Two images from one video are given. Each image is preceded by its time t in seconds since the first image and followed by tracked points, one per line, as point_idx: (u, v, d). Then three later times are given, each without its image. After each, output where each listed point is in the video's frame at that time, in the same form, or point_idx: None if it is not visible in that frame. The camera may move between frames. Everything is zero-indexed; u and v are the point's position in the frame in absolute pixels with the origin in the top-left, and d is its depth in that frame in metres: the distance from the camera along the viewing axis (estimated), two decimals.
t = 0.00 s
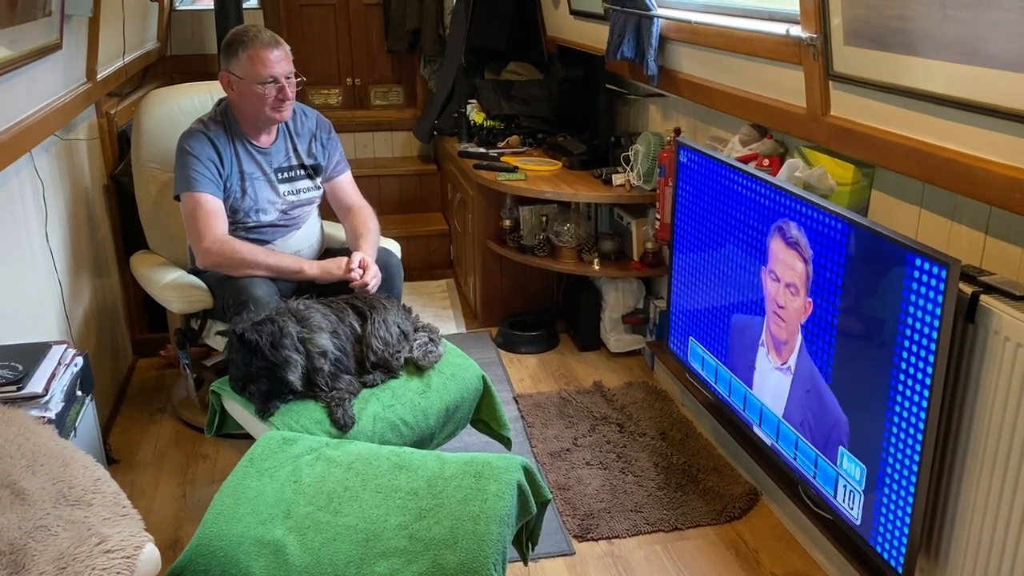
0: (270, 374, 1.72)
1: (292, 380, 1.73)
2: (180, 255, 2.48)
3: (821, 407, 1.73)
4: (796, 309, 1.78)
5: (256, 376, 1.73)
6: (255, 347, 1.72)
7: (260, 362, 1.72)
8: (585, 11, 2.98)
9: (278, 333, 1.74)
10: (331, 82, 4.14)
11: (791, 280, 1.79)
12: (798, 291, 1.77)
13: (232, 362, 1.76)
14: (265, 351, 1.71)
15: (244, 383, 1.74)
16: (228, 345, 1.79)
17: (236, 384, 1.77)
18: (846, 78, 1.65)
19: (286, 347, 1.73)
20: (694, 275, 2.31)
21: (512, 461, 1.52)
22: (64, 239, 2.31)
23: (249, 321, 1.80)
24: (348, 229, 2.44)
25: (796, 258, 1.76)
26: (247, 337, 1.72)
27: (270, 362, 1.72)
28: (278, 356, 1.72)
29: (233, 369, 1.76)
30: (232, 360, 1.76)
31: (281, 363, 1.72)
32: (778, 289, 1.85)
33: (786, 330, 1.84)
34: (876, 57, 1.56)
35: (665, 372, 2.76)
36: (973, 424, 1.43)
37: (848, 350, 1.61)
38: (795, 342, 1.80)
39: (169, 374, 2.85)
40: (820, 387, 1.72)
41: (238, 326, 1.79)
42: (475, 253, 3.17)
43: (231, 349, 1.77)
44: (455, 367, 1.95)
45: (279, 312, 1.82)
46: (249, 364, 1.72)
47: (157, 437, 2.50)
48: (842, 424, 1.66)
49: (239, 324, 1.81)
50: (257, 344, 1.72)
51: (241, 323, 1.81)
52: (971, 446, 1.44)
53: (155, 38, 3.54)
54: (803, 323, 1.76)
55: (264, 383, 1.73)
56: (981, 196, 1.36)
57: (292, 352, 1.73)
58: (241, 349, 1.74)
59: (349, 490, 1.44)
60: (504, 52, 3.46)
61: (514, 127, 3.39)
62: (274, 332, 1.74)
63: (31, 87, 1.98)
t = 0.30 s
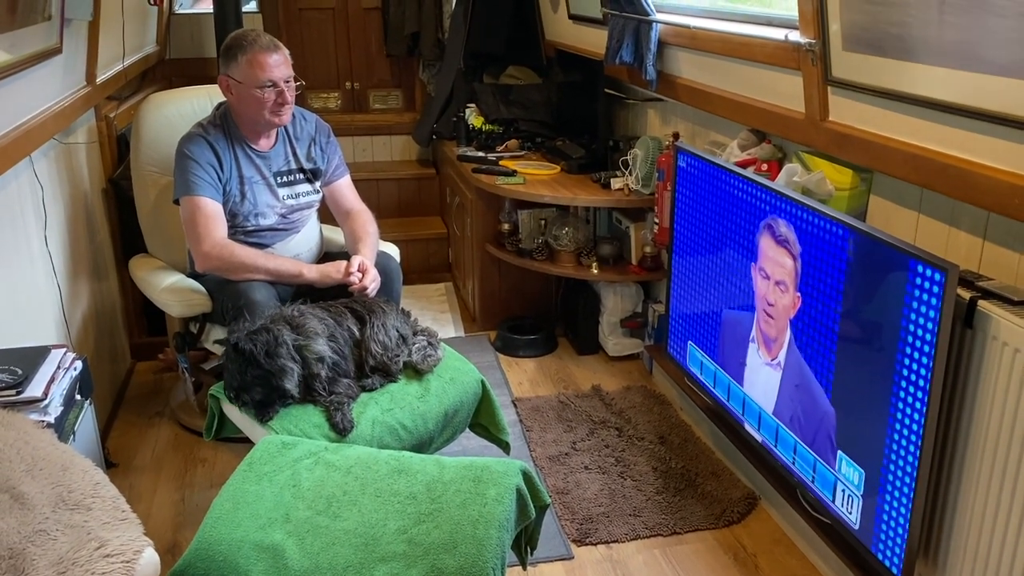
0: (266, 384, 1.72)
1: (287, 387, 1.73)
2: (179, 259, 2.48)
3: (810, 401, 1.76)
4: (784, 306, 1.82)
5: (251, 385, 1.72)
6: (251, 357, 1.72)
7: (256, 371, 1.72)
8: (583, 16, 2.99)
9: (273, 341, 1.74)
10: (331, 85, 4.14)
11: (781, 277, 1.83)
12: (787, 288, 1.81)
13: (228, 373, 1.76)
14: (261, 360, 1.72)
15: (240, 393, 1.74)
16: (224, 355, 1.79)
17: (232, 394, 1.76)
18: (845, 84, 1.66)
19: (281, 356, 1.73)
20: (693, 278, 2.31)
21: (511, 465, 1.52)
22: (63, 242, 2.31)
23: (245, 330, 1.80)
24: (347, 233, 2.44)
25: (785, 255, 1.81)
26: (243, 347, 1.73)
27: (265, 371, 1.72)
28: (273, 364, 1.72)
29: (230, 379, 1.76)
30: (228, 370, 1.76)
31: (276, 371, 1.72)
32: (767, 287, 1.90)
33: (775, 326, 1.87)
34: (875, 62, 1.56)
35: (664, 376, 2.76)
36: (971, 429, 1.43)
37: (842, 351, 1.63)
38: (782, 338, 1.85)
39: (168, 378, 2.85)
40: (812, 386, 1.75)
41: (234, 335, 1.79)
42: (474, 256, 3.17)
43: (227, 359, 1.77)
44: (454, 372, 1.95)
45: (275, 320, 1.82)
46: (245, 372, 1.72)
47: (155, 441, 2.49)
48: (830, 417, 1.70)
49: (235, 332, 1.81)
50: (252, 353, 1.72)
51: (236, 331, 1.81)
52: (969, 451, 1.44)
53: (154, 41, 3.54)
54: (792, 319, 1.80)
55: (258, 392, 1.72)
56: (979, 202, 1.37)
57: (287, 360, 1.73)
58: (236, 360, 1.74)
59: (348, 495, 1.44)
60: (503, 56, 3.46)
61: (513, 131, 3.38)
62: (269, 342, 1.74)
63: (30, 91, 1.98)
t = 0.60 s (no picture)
0: (266, 383, 1.72)
1: (285, 390, 1.72)
2: (178, 262, 2.48)
3: (805, 397, 1.78)
4: (779, 303, 1.85)
5: (250, 387, 1.72)
6: (249, 359, 1.72)
7: (254, 373, 1.72)
8: (582, 19, 2.99)
9: (269, 343, 1.74)
10: (330, 89, 4.14)
11: (774, 275, 1.86)
12: (781, 285, 1.83)
13: (227, 375, 1.76)
14: (258, 362, 1.71)
15: (240, 395, 1.74)
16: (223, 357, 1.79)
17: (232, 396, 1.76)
18: (844, 88, 1.66)
19: (278, 357, 1.72)
20: (692, 282, 2.31)
21: (511, 468, 1.52)
22: (62, 246, 2.31)
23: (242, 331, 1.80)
24: (346, 236, 2.44)
25: (778, 253, 1.83)
26: (241, 349, 1.73)
27: (262, 373, 1.71)
28: (270, 366, 1.71)
29: (229, 381, 1.76)
30: (227, 373, 1.77)
31: (274, 373, 1.71)
32: (761, 286, 1.92)
33: (769, 324, 1.90)
34: (874, 66, 1.57)
35: (663, 380, 2.77)
36: (970, 432, 1.44)
37: (839, 352, 1.63)
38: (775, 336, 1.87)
39: (167, 381, 2.85)
40: (808, 386, 1.76)
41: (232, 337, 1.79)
42: (473, 259, 3.18)
43: (226, 361, 1.77)
44: (454, 375, 1.95)
45: (272, 322, 1.81)
46: (243, 375, 1.72)
47: (154, 444, 2.49)
48: (824, 411, 1.71)
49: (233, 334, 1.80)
50: (249, 356, 1.72)
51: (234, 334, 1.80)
52: (968, 455, 1.45)
53: (153, 44, 3.54)
54: (785, 316, 1.83)
55: (257, 395, 1.72)
56: (978, 206, 1.37)
57: (285, 360, 1.73)
58: (235, 362, 1.74)
59: (348, 498, 1.44)
60: (502, 59, 3.47)
61: (511, 135, 3.38)
62: (266, 343, 1.74)
63: (30, 94, 1.98)
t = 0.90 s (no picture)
0: (259, 391, 1.70)
1: (282, 395, 1.72)
2: (176, 265, 2.48)
3: (799, 396, 1.79)
4: (772, 303, 1.87)
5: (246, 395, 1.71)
6: (244, 367, 1.71)
7: (250, 380, 1.71)
8: (580, 22, 3.00)
9: (265, 349, 1.73)
10: (328, 91, 4.15)
11: (768, 275, 1.87)
12: (774, 285, 1.85)
13: (222, 384, 1.75)
14: (254, 369, 1.70)
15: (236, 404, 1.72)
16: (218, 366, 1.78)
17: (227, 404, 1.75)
18: (841, 91, 1.66)
19: (274, 364, 1.72)
20: (690, 284, 2.31)
21: (509, 471, 1.52)
22: (60, 248, 2.31)
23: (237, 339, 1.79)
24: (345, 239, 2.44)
25: (772, 254, 1.85)
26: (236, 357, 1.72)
27: (258, 379, 1.70)
28: (266, 373, 1.71)
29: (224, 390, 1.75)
30: (222, 382, 1.75)
31: (269, 379, 1.71)
32: (754, 286, 1.94)
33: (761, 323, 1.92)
34: (871, 69, 1.57)
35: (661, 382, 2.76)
36: (968, 434, 1.44)
37: (835, 354, 1.64)
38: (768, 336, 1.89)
39: (165, 384, 2.85)
40: (802, 386, 1.77)
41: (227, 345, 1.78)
42: (471, 262, 3.18)
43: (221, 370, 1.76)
44: (452, 378, 1.95)
45: (268, 328, 1.81)
46: (239, 382, 1.71)
47: (152, 447, 2.49)
48: (817, 410, 1.73)
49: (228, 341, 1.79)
50: (245, 363, 1.71)
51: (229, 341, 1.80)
52: (966, 457, 1.45)
53: (152, 47, 3.54)
54: (778, 316, 1.84)
55: (253, 401, 1.71)
56: (975, 208, 1.37)
57: (281, 367, 1.72)
58: (230, 371, 1.73)
59: (345, 501, 1.44)
60: (501, 62, 3.47)
61: (510, 137, 3.42)
62: (261, 351, 1.73)
63: (28, 97, 1.98)
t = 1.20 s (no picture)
0: (259, 386, 1.71)
1: (280, 393, 1.72)
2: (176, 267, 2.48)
3: (797, 397, 1.80)
4: (770, 303, 1.87)
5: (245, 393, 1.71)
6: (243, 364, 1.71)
7: (249, 377, 1.71)
8: (579, 23, 3.00)
9: (263, 347, 1.73)
10: (328, 93, 4.15)
11: (766, 278, 1.88)
12: (773, 286, 1.85)
13: (222, 381, 1.75)
14: (252, 367, 1.71)
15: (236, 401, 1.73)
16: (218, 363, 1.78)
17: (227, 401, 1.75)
18: (839, 92, 1.67)
19: (273, 361, 1.72)
20: (689, 285, 2.31)
21: (507, 472, 1.52)
22: (59, 251, 2.31)
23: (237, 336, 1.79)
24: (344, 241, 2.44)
25: (770, 255, 1.85)
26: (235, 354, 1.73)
27: (256, 377, 1.71)
28: (264, 370, 1.71)
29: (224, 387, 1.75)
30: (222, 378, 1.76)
31: (268, 377, 1.71)
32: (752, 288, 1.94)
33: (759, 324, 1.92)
34: (869, 70, 1.57)
35: (661, 384, 2.76)
36: (966, 435, 1.44)
37: (835, 355, 1.64)
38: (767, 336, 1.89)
39: (164, 386, 2.85)
40: (801, 387, 1.77)
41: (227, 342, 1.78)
42: (471, 263, 3.18)
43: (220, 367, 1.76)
44: (451, 380, 1.95)
45: (268, 326, 1.81)
46: (237, 380, 1.72)
47: (152, 449, 2.49)
48: (816, 411, 1.73)
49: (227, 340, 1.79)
50: (244, 361, 1.71)
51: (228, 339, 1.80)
52: (964, 458, 1.45)
53: (151, 49, 3.54)
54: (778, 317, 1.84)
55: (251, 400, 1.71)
56: (973, 210, 1.37)
57: (278, 363, 1.72)
58: (229, 368, 1.73)
59: (345, 503, 1.44)
60: (500, 64, 3.47)
61: (508, 139, 3.42)
62: (259, 348, 1.73)
63: (27, 99, 1.98)
